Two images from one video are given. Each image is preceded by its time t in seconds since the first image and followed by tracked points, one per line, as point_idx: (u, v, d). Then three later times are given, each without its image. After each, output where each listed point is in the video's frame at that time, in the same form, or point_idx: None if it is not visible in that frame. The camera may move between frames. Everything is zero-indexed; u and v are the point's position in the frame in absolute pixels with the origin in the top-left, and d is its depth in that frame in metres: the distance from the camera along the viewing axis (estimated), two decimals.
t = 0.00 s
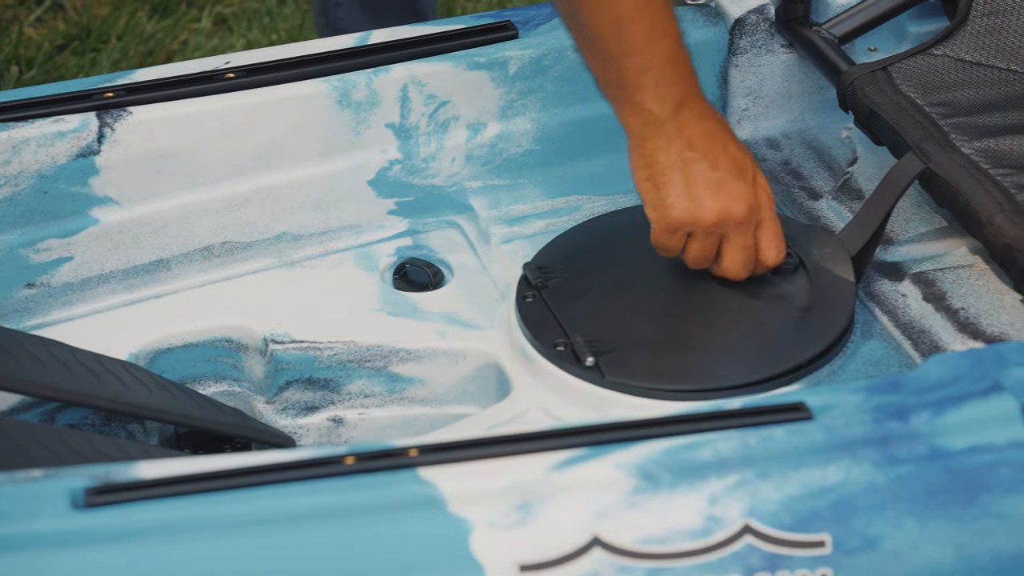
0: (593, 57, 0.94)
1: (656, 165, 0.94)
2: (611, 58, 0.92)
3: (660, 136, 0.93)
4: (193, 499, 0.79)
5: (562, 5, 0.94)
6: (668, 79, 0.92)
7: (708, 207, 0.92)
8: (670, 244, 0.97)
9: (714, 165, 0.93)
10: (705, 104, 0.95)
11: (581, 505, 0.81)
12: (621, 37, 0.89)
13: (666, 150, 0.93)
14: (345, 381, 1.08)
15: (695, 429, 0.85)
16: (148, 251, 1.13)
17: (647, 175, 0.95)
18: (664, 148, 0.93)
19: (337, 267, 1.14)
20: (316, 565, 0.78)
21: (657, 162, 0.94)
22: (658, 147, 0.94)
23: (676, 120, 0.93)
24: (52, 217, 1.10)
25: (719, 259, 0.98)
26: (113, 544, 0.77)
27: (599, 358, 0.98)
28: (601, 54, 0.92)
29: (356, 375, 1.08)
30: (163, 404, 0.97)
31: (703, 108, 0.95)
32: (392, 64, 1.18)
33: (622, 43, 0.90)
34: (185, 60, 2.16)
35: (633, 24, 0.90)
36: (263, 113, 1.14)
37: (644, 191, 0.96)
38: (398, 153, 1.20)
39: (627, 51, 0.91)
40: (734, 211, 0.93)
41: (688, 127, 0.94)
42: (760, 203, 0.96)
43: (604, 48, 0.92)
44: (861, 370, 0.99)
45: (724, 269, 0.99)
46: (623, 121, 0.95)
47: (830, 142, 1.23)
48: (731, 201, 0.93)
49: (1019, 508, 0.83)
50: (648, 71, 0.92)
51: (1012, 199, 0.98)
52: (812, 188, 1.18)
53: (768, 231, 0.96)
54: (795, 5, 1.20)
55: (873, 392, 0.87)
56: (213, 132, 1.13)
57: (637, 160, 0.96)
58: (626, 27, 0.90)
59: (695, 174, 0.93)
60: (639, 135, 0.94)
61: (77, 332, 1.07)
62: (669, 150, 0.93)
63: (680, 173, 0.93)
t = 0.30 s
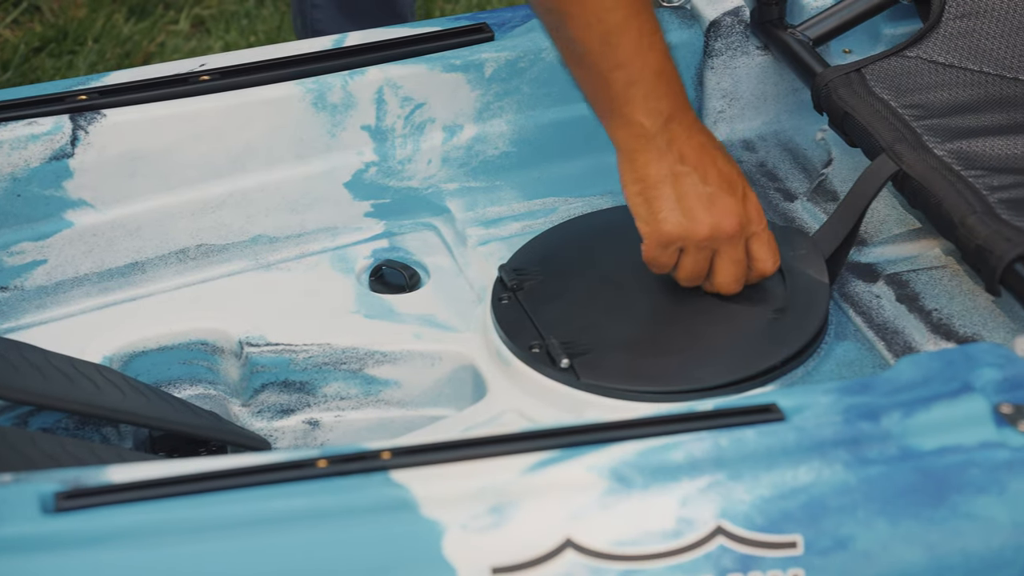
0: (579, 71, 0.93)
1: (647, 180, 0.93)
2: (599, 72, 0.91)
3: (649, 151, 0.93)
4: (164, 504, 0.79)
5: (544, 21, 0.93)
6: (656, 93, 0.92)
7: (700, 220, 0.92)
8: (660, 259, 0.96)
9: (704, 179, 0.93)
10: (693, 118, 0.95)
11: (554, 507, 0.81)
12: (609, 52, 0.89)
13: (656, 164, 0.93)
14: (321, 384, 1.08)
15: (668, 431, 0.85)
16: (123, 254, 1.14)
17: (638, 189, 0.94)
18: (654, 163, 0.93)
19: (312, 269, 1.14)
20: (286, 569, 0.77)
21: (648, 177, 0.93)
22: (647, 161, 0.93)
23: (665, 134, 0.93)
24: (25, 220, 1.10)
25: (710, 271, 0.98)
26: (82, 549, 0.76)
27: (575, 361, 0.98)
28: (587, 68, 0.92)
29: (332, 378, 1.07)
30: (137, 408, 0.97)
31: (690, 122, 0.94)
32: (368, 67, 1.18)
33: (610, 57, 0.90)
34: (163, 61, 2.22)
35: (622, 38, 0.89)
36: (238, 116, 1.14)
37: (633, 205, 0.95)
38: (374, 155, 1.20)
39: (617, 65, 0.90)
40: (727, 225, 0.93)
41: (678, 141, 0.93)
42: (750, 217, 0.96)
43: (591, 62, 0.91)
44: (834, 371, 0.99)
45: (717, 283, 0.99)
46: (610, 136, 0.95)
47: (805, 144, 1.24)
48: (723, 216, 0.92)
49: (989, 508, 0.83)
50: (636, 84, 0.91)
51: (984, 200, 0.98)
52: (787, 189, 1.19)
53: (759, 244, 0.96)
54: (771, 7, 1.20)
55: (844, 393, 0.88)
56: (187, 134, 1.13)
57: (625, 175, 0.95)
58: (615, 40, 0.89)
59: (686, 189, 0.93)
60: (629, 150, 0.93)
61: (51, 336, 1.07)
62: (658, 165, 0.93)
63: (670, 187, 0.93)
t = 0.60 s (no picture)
0: (571, 55, 0.92)
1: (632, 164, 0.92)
2: (591, 50, 0.89)
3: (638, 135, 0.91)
4: (133, 504, 0.79)
5: None
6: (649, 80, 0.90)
7: (679, 209, 0.91)
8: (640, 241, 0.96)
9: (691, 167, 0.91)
10: (683, 105, 0.93)
11: (524, 506, 0.80)
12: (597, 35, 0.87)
13: (640, 148, 0.91)
14: (296, 384, 1.08)
15: (639, 429, 0.85)
16: (97, 254, 1.14)
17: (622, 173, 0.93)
18: (640, 148, 0.92)
19: (287, 269, 1.14)
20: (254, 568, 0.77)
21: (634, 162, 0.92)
22: (633, 147, 0.92)
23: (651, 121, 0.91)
24: None
25: (685, 254, 0.96)
26: (50, 550, 0.76)
27: (549, 359, 0.98)
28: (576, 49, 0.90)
29: (307, 378, 1.08)
30: (111, 409, 0.96)
31: (683, 111, 0.93)
32: (343, 67, 1.18)
33: (600, 42, 0.88)
34: (140, 62, 2.22)
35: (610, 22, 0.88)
36: (212, 116, 1.15)
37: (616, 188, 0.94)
38: (350, 155, 1.20)
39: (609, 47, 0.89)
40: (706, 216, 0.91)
41: (666, 129, 0.91)
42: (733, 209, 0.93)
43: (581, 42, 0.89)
44: (808, 369, 1.00)
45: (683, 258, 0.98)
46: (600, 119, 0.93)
47: (780, 144, 1.25)
48: (703, 208, 0.91)
49: (959, 505, 0.83)
50: (625, 69, 0.90)
51: (955, 198, 0.99)
52: (762, 188, 1.20)
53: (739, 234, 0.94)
54: (744, 8, 1.21)
55: (815, 391, 0.87)
56: (161, 134, 1.14)
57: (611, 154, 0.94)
58: (604, 27, 0.88)
59: (670, 176, 0.91)
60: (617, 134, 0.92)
61: (24, 336, 1.07)
62: (644, 150, 0.92)
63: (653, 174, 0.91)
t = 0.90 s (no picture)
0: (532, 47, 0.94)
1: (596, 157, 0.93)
2: (552, 44, 0.91)
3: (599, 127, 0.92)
4: (116, 506, 0.79)
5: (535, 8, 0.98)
6: (609, 71, 0.91)
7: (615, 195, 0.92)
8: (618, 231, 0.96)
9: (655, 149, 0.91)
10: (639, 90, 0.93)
11: (507, 507, 0.80)
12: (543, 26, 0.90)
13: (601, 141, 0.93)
14: (281, 386, 1.08)
15: (622, 430, 0.84)
16: (82, 257, 1.14)
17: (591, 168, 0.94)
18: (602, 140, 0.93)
19: (273, 271, 1.15)
20: (237, 569, 0.77)
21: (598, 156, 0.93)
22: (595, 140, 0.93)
23: (614, 110, 0.92)
24: None
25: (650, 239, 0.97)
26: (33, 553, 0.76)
27: (534, 361, 0.98)
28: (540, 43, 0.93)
29: (292, 380, 1.08)
30: (96, 412, 0.96)
31: (645, 95, 0.93)
32: (328, 69, 1.19)
33: (547, 29, 0.91)
34: (124, 64, 2.23)
35: (573, 14, 0.90)
36: (197, 119, 1.15)
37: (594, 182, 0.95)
38: (335, 158, 1.20)
39: (557, 41, 0.91)
40: (652, 201, 0.91)
41: (629, 117, 0.92)
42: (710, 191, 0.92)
43: (542, 37, 0.92)
44: (791, 370, 1.01)
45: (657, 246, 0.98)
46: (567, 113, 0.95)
47: (764, 146, 1.26)
48: (654, 187, 0.90)
49: (939, 505, 0.83)
50: (581, 58, 0.91)
51: (936, 200, 0.99)
52: (745, 191, 1.20)
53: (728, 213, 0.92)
54: (727, 10, 1.23)
55: (797, 392, 0.87)
56: (145, 136, 1.14)
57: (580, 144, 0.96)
58: (554, 14, 0.90)
59: (632, 163, 0.91)
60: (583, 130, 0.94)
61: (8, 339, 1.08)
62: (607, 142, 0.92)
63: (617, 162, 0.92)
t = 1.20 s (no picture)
0: (587, 47, 0.93)
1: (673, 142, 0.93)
2: (625, 39, 0.91)
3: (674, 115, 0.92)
4: (107, 510, 0.79)
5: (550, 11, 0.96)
6: (667, 59, 0.92)
7: (716, 178, 0.92)
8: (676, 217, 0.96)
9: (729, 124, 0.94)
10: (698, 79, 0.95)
11: (498, 510, 0.80)
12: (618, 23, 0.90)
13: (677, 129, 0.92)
14: (273, 390, 1.09)
15: (612, 431, 0.85)
16: (73, 261, 1.14)
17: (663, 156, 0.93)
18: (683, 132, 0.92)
19: (264, 274, 1.15)
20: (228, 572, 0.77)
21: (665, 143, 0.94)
22: (684, 137, 0.92)
23: (684, 93, 0.93)
24: None
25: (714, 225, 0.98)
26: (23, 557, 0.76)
27: (525, 363, 0.98)
28: (602, 38, 0.92)
29: (284, 384, 1.08)
30: (88, 416, 0.96)
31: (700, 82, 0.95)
32: (318, 73, 1.19)
33: (618, 29, 0.91)
34: (115, 69, 2.23)
35: (627, 10, 0.90)
36: (189, 122, 1.15)
37: (662, 172, 0.94)
38: (326, 161, 1.20)
39: (629, 31, 0.91)
40: (741, 183, 0.93)
41: (696, 102, 0.93)
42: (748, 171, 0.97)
43: (615, 31, 0.91)
44: (782, 372, 1.01)
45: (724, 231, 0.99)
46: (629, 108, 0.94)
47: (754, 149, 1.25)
48: (743, 169, 0.92)
49: (931, 507, 0.82)
50: (653, 49, 0.91)
51: (926, 202, 1.00)
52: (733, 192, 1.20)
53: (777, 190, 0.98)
54: (718, 13, 1.25)
55: (788, 394, 0.87)
56: (136, 140, 1.14)
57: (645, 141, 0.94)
58: (624, 10, 0.90)
59: (713, 144, 0.92)
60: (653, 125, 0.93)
61: None
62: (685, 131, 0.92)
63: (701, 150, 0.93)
